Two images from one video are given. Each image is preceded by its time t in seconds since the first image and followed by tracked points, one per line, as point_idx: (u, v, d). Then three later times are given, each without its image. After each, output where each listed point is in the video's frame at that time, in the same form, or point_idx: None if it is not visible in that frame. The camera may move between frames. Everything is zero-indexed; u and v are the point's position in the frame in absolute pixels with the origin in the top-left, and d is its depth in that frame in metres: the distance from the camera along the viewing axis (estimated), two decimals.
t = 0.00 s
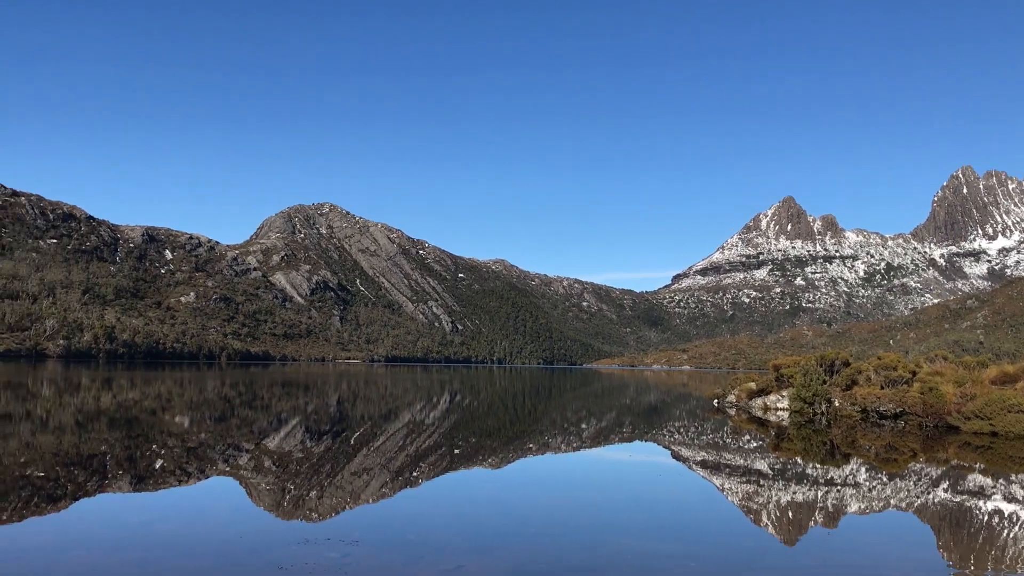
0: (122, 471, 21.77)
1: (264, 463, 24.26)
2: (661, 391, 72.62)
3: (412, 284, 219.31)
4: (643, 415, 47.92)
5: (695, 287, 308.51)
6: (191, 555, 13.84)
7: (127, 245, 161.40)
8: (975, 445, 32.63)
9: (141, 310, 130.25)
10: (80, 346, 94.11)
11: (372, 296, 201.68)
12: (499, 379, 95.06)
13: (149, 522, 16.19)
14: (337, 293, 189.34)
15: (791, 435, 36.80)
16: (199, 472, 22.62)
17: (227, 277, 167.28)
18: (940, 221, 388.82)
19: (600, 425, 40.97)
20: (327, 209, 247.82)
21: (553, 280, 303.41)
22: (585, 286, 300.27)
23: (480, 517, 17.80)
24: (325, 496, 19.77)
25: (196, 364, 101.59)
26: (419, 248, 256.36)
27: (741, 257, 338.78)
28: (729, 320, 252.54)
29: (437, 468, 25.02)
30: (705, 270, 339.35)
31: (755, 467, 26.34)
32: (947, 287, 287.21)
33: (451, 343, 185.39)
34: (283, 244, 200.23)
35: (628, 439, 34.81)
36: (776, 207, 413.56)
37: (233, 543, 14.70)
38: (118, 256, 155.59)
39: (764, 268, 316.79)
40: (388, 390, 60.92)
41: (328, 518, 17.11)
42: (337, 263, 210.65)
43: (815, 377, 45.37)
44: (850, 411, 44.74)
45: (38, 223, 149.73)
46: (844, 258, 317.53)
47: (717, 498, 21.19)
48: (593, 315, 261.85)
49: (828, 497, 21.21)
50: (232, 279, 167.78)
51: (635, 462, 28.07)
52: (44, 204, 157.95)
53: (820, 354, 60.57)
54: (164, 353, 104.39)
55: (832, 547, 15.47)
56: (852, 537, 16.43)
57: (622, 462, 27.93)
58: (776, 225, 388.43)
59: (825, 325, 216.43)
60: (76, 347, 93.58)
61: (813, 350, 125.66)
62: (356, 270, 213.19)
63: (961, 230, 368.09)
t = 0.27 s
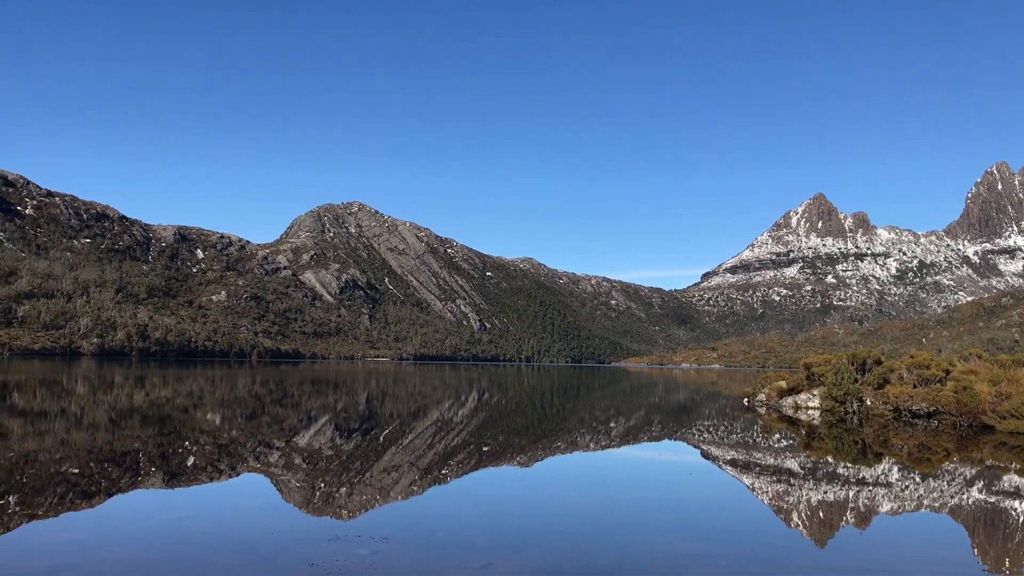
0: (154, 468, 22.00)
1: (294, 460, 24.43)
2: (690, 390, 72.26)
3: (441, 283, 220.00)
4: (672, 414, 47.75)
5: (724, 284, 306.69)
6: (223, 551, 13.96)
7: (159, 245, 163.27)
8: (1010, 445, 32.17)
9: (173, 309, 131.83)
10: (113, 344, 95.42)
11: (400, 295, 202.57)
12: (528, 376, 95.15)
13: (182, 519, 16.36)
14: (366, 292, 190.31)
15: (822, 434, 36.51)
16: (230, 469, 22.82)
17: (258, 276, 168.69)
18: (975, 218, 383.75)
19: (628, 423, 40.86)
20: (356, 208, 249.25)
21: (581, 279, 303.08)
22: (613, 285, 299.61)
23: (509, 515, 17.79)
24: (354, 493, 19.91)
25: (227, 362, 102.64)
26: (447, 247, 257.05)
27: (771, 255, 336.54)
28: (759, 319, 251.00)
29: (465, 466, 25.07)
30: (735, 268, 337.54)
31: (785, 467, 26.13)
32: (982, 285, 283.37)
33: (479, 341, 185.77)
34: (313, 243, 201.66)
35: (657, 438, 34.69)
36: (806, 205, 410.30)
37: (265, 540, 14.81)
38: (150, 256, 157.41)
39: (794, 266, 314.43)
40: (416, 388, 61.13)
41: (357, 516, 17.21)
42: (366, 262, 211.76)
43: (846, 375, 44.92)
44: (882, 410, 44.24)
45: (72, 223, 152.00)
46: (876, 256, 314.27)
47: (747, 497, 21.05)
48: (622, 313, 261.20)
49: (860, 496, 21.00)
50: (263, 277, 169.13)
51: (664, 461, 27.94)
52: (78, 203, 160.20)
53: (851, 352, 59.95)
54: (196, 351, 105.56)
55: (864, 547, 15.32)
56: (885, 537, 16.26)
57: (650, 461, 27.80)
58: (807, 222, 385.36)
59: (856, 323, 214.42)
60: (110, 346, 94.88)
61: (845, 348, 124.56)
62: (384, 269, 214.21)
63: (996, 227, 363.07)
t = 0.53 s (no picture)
0: (186, 465, 22.27)
1: (324, 458, 24.61)
2: (721, 389, 71.75)
3: (470, 282, 220.43)
4: (702, 413, 47.48)
5: (754, 283, 304.67)
6: (254, 547, 14.11)
7: (191, 244, 165.07)
8: None
9: (204, 308, 133.20)
10: (147, 342, 96.66)
11: (429, 293, 203.20)
12: (558, 375, 95.17)
13: (214, 515, 16.54)
14: (395, 290, 191.10)
15: (855, 433, 36.16)
16: (261, 466, 23.01)
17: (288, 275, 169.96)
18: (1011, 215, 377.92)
19: (657, 422, 40.69)
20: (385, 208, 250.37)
21: (610, 277, 302.43)
22: (642, 283, 298.60)
23: (538, 514, 17.82)
24: (383, 491, 20.05)
25: (258, 360, 103.64)
26: (476, 246, 257.49)
27: (801, 253, 333.88)
28: (790, 318, 249.18)
29: (493, 464, 25.11)
30: (765, 266, 335.40)
31: (817, 466, 25.93)
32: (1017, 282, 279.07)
33: (508, 340, 185.90)
34: (342, 242, 202.83)
35: (686, 437, 34.54)
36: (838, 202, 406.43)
37: (297, 536, 14.96)
38: (182, 255, 159.11)
39: (825, 264, 311.66)
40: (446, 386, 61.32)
41: (387, 513, 17.29)
42: (394, 261, 212.66)
43: (879, 374, 44.44)
44: (916, 410, 43.74)
45: (106, 222, 154.06)
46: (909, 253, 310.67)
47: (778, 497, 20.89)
48: (651, 311, 260.27)
49: (893, 497, 20.78)
50: (293, 276, 170.36)
51: (693, 460, 27.81)
52: (111, 203, 162.34)
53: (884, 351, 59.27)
54: (228, 349, 106.62)
55: (897, 548, 15.19)
56: (917, 538, 16.11)
57: (680, 460, 27.70)
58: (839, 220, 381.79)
59: (888, 322, 212.09)
60: (144, 344, 96.09)
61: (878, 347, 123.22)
62: (413, 268, 214.98)
63: None
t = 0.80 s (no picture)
0: (219, 462, 22.51)
1: (354, 456, 24.76)
2: (753, 389, 71.18)
3: (498, 281, 220.61)
4: (732, 413, 47.15)
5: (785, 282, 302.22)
6: (286, 544, 14.23)
7: (223, 244, 166.69)
8: None
9: (236, 307, 134.47)
10: (179, 341, 97.78)
11: (458, 292, 203.64)
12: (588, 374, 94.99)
13: (246, 512, 16.70)
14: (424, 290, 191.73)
15: (888, 433, 35.80)
16: (292, 464, 23.20)
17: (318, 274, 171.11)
18: None
19: (686, 422, 40.53)
20: (414, 208, 251.17)
21: (639, 276, 301.44)
22: (672, 282, 297.25)
23: (567, 513, 17.82)
24: (413, 488, 20.14)
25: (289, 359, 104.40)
26: (505, 245, 257.62)
27: (834, 251, 330.80)
28: (822, 317, 247.03)
29: (522, 463, 25.13)
30: (797, 265, 332.76)
31: (849, 466, 25.67)
32: None
33: (536, 339, 185.91)
34: (372, 241, 203.81)
35: (716, 437, 34.37)
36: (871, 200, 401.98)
37: (329, 534, 15.06)
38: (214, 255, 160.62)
39: (857, 262, 308.43)
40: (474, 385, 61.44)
41: (416, 511, 17.36)
42: (423, 261, 213.36)
43: (913, 374, 43.89)
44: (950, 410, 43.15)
45: (139, 223, 156.01)
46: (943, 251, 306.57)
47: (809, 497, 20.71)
48: (680, 310, 259.06)
49: (926, 498, 20.52)
50: (323, 275, 171.46)
51: (723, 460, 27.66)
52: (145, 203, 164.35)
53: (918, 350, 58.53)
54: (259, 348, 107.58)
55: (929, 550, 15.02)
56: (951, 540, 15.93)
57: (710, 460, 27.54)
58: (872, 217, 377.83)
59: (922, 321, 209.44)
60: (177, 343, 97.18)
61: (911, 346, 121.66)
62: (442, 267, 215.55)
63: None
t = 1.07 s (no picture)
0: (252, 460, 22.73)
1: (385, 454, 24.89)
2: (785, 388, 70.48)
3: (528, 280, 220.57)
4: (765, 413, 46.77)
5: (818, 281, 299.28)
6: (318, 541, 14.34)
7: (256, 244, 168.25)
8: None
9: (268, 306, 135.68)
10: (212, 340, 98.82)
11: (488, 291, 203.88)
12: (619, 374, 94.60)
13: (279, 509, 16.84)
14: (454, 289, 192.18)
15: (922, 434, 35.38)
16: (323, 462, 23.36)
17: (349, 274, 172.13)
18: None
19: (717, 421, 40.29)
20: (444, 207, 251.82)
21: (670, 275, 300.06)
22: (703, 281, 295.52)
23: (597, 512, 17.78)
24: (443, 487, 20.20)
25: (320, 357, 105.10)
26: (535, 244, 257.47)
27: (867, 250, 327.24)
28: (855, 316, 244.36)
29: (553, 462, 25.13)
30: (830, 263, 329.57)
31: (882, 467, 25.37)
32: None
33: (566, 338, 185.69)
34: (402, 241, 204.58)
35: (747, 437, 34.14)
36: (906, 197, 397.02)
37: (361, 531, 15.16)
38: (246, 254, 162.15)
39: (892, 261, 304.68)
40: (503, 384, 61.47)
41: (447, 510, 17.41)
42: (453, 260, 213.79)
43: (948, 374, 43.29)
44: (986, 410, 42.53)
45: (173, 223, 157.94)
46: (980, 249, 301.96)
47: (842, 497, 20.52)
48: (711, 309, 257.45)
49: (962, 499, 20.26)
50: (354, 275, 172.47)
51: (755, 460, 27.46)
52: (179, 204, 166.33)
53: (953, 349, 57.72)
54: (291, 347, 108.45)
55: (964, 552, 14.84)
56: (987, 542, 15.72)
57: (741, 460, 27.35)
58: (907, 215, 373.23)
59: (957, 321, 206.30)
60: (210, 342, 98.20)
61: (947, 346, 119.84)
62: (472, 266, 215.88)
63: None
